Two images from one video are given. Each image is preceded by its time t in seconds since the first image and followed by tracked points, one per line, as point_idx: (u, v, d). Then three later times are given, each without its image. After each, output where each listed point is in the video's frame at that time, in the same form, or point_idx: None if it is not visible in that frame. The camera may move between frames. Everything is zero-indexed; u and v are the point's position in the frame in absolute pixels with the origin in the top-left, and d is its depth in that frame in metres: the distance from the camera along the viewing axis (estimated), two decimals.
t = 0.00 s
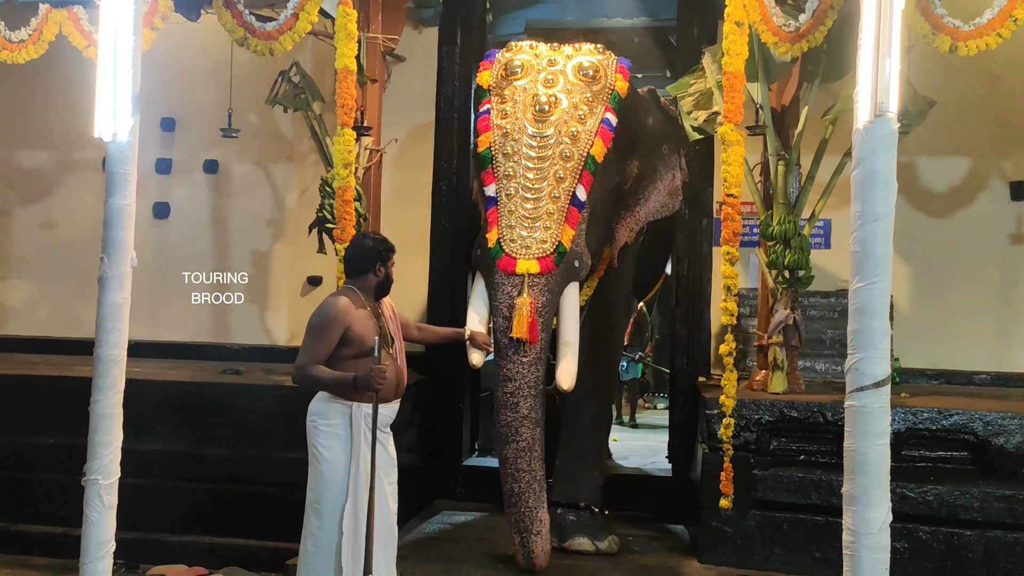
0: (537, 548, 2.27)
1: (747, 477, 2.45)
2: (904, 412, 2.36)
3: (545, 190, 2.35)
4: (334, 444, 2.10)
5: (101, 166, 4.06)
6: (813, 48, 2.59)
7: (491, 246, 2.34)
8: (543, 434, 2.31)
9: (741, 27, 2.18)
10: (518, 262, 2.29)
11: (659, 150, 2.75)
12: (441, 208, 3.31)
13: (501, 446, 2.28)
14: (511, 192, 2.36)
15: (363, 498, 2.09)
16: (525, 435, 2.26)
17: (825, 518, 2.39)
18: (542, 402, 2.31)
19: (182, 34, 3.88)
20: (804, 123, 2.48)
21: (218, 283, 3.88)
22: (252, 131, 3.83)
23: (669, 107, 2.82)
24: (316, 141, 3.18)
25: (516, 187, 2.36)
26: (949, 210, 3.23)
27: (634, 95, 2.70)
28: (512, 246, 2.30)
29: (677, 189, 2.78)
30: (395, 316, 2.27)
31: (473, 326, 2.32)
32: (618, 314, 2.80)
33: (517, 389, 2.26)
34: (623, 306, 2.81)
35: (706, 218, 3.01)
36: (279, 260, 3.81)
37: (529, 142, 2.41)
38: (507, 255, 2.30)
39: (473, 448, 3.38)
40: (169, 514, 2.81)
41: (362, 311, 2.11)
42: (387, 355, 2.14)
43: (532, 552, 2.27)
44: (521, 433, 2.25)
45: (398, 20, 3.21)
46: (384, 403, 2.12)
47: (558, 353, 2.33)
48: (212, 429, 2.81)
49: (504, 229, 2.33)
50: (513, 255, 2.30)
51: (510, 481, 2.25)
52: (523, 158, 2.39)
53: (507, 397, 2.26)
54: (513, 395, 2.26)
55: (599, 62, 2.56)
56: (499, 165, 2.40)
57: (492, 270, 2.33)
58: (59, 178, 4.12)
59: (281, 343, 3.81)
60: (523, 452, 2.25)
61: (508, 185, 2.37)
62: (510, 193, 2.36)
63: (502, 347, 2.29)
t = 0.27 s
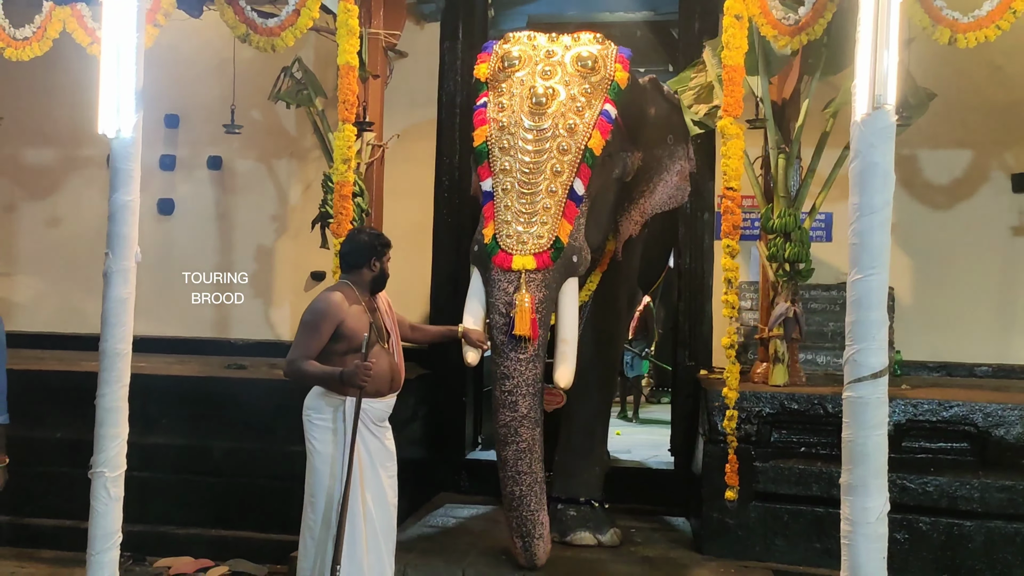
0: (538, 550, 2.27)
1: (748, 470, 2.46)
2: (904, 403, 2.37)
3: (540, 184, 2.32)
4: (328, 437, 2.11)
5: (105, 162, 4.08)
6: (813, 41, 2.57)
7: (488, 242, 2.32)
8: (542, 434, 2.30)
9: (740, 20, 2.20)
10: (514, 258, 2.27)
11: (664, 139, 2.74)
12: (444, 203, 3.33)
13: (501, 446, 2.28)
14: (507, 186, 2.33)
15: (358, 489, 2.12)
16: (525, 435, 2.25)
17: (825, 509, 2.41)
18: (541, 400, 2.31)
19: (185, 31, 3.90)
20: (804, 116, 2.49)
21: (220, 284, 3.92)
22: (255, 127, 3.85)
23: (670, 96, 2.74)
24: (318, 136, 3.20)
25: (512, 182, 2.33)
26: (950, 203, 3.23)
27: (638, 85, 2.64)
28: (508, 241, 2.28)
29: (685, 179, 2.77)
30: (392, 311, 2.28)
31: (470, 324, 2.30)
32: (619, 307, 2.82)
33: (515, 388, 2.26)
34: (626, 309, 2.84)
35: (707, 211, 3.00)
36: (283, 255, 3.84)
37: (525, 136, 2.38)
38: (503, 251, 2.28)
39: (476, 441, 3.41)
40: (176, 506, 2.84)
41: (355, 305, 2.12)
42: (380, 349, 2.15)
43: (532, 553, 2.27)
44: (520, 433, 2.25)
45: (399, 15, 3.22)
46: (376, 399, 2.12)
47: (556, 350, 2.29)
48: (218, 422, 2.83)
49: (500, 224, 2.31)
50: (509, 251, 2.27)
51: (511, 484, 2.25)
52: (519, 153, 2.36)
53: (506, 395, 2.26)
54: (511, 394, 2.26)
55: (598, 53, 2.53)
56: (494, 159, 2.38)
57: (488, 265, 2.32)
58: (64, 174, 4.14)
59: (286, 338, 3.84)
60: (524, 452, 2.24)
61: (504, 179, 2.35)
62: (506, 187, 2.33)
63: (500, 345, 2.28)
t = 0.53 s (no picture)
0: (537, 543, 2.30)
1: (746, 461, 2.48)
2: (901, 395, 2.38)
3: (536, 177, 2.33)
4: (311, 430, 2.14)
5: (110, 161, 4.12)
6: (810, 36, 2.58)
7: (483, 235, 2.35)
8: (541, 429, 2.33)
9: (736, 16, 2.19)
10: (509, 251, 2.29)
11: (665, 129, 2.75)
12: (444, 199, 3.35)
13: (500, 441, 2.30)
14: (503, 178, 2.34)
15: (341, 481, 2.14)
16: (524, 429, 2.28)
17: (823, 500, 2.43)
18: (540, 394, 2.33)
19: (187, 29, 3.92)
20: (801, 111, 2.51)
21: (220, 284, 3.96)
22: (257, 124, 3.88)
23: (672, 88, 2.79)
24: (320, 133, 3.23)
25: (508, 174, 2.35)
26: (948, 196, 3.24)
27: (639, 77, 2.68)
28: (503, 234, 2.30)
29: (691, 170, 2.78)
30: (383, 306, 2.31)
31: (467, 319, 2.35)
32: (620, 298, 2.84)
33: (512, 382, 2.28)
34: (629, 302, 2.87)
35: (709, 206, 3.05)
36: (286, 251, 3.87)
37: (520, 127, 2.38)
38: (499, 244, 2.31)
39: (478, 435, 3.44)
40: (181, 500, 2.87)
41: (342, 301, 2.15)
42: (367, 345, 2.18)
43: (531, 546, 2.30)
44: (519, 428, 2.27)
45: (399, 13, 3.24)
46: (361, 392, 2.14)
47: (553, 343, 2.32)
48: (222, 417, 2.87)
49: (495, 218, 2.34)
50: (504, 244, 2.30)
51: (511, 479, 2.27)
52: (514, 145, 2.37)
53: (504, 390, 2.28)
54: (509, 388, 2.28)
55: (595, 44, 2.54)
56: (490, 151, 2.39)
57: (484, 259, 2.36)
58: (70, 172, 4.18)
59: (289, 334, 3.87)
60: (523, 447, 2.27)
61: (499, 171, 2.36)
62: (501, 180, 2.34)
63: (497, 339, 2.31)
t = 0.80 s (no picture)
0: (533, 534, 2.35)
1: (741, 453, 2.53)
2: (895, 387, 2.41)
3: (532, 172, 2.37)
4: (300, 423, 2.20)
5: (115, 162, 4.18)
6: (803, 32, 2.61)
7: (482, 232, 2.40)
8: (539, 423, 2.38)
9: (727, 15, 2.23)
10: (507, 247, 2.34)
11: (665, 122, 2.80)
12: (445, 197, 3.39)
13: (500, 435, 2.35)
14: (501, 175, 2.39)
15: (329, 474, 2.18)
16: (522, 423, 2.32)
17: (817, 492, 2.47)
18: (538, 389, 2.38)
19: (190, 32, 3.97)
20: (795, 108, 2.54)
21: (222, 284, 4.03)
22: (260, 125, 3.93)
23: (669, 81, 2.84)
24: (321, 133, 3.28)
25: (506, 170, 2.39)
26: (943, 190, 3.28)
27: (639, 71, 2.75)
28: (501, 230, 2.35)
29: (689, 160, 2.81)
30: (373, 300, 2.33)
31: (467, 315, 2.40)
32: (619, 292, 2.88)
33: (511, 377, 2.32)
34: (629, 293, 2.90)
35: (701, 205, 3.05)
36: (290, 250, 3.94)
37: (517, 122, 2.42)
38: (497, 240, 2.36)
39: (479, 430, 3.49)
40: (187, 495, 2.93)
41: (326, 296, 2.20)
42: (352, 339, 2.21)
43: (527, 538, 2.35)
44: (518, 423, 2.32)
45: (399, 13, 3.28)
46: (346, 386, 2.18)
47: (552, 338, 2.36)
48: (227, 413, 2.93)
49: (493, 214, 2.38)
50: (502, 239, 2.35)
51: (509, 473, 2.32)
52: (511, 141, 2.41)
53: (503, 385, 2.33)
54: (508, 383, 2.32)
55: (592, 38, 2.58)
56: (488, 148, 2.44)
57: (482, 255, 2.41)
58: (76, 174, 4.25)
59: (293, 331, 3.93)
60: (522, 442, 2.31)
61: (497, 168, 2.41)
62: (499, 176, 2.39)
63: (495, 335, 2.35)
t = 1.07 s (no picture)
0: (533, 535, 2.38)
1: (738, 451, 2.56)
2: (889, 385, 2.43)
3: (536, 173, 2.41)
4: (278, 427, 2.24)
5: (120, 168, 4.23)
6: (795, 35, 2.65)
7: (486, 233, 2.43)
8: (543, 423, 2.41)
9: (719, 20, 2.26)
10: (511, 248, 2.37)
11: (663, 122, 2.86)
12: (445, 200, 3.43)
13: (504, 436, 2.38)
14: (504, 176, 2.43)
15: (308, 477, 2.21)
16: (527, 424, 2.36)
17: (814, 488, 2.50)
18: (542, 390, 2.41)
19: (193, 39, 4.02)
20: (789, 110, 2.57)
21: (222, 285, 4.08)
22: (262, 130, 3.98)
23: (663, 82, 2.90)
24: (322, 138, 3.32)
25: (509, 171, 2.43)
26: (938, 189, 3.34)
27: (639, 70, 2.79)
28: (505, 231, 2.38)
29: (679, 160, 2.90)
30: (359, 306, 2.35)
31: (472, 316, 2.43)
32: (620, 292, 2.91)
33: (515, 378, 2.36)
34: (629, 295, 2.93)
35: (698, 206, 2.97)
36: (293, 253, 3.99)
37: (520, 123, 2.46)
38: (501, 242, 2.39)
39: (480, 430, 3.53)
40: (192, 495, 2.97)
41: (306, 300, 2.24)
42: (328, 342, 2.25)
43: (527, 538, 2.38)
44: (522, 424, 2.35)
45: (398, 20, 3.33)
46: (319, 388, 2.21)
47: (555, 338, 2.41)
48: (231, 414, 2.97)
49: (497, 216, 2.41)
50: (506, 241, 2.38)
51: (513, 474, 2.35)
52: (514, 142, 2.45)
53: (507, 386, 2.36)
54: (513, 384, 2.36)
55: (594, 38, 2.62)
56: (491, 149, 2.48)
57: (486, 256, 2.44)
58: (81, 180, 4.30)
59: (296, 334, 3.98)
60: (525, 443, 2.35)
61: (501, 169, 2.44)
62: (502, 178, 2.43)
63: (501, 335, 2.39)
